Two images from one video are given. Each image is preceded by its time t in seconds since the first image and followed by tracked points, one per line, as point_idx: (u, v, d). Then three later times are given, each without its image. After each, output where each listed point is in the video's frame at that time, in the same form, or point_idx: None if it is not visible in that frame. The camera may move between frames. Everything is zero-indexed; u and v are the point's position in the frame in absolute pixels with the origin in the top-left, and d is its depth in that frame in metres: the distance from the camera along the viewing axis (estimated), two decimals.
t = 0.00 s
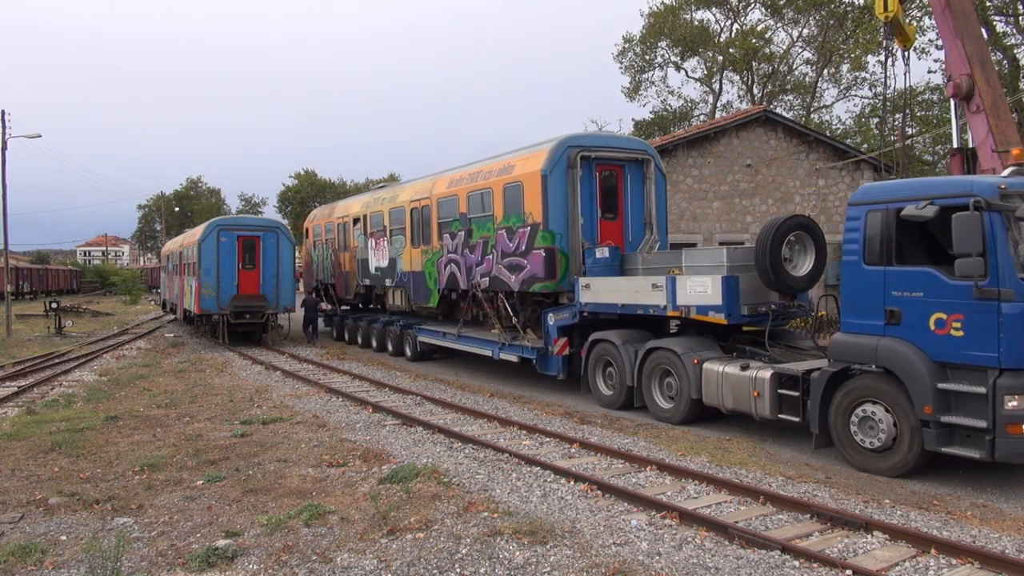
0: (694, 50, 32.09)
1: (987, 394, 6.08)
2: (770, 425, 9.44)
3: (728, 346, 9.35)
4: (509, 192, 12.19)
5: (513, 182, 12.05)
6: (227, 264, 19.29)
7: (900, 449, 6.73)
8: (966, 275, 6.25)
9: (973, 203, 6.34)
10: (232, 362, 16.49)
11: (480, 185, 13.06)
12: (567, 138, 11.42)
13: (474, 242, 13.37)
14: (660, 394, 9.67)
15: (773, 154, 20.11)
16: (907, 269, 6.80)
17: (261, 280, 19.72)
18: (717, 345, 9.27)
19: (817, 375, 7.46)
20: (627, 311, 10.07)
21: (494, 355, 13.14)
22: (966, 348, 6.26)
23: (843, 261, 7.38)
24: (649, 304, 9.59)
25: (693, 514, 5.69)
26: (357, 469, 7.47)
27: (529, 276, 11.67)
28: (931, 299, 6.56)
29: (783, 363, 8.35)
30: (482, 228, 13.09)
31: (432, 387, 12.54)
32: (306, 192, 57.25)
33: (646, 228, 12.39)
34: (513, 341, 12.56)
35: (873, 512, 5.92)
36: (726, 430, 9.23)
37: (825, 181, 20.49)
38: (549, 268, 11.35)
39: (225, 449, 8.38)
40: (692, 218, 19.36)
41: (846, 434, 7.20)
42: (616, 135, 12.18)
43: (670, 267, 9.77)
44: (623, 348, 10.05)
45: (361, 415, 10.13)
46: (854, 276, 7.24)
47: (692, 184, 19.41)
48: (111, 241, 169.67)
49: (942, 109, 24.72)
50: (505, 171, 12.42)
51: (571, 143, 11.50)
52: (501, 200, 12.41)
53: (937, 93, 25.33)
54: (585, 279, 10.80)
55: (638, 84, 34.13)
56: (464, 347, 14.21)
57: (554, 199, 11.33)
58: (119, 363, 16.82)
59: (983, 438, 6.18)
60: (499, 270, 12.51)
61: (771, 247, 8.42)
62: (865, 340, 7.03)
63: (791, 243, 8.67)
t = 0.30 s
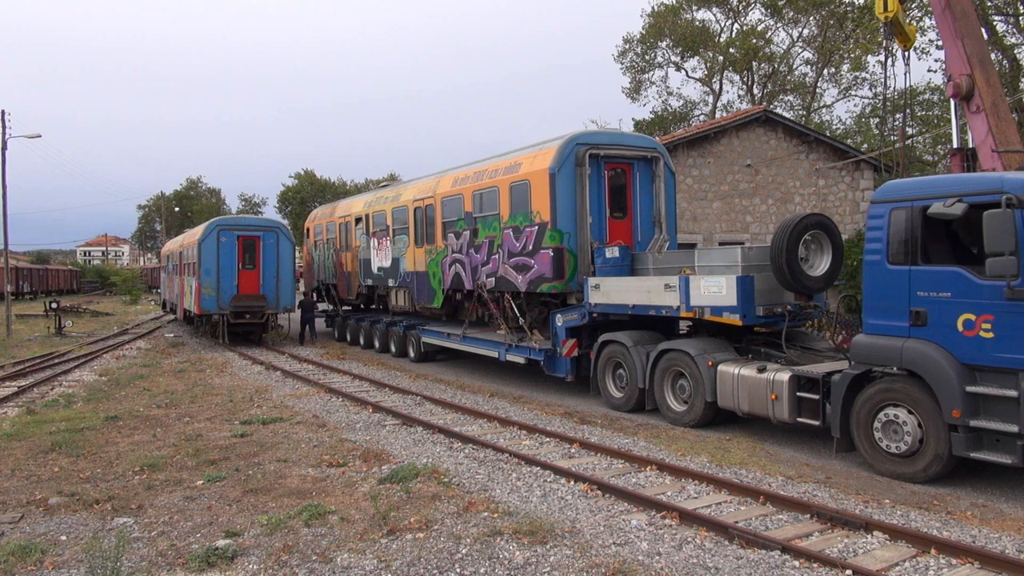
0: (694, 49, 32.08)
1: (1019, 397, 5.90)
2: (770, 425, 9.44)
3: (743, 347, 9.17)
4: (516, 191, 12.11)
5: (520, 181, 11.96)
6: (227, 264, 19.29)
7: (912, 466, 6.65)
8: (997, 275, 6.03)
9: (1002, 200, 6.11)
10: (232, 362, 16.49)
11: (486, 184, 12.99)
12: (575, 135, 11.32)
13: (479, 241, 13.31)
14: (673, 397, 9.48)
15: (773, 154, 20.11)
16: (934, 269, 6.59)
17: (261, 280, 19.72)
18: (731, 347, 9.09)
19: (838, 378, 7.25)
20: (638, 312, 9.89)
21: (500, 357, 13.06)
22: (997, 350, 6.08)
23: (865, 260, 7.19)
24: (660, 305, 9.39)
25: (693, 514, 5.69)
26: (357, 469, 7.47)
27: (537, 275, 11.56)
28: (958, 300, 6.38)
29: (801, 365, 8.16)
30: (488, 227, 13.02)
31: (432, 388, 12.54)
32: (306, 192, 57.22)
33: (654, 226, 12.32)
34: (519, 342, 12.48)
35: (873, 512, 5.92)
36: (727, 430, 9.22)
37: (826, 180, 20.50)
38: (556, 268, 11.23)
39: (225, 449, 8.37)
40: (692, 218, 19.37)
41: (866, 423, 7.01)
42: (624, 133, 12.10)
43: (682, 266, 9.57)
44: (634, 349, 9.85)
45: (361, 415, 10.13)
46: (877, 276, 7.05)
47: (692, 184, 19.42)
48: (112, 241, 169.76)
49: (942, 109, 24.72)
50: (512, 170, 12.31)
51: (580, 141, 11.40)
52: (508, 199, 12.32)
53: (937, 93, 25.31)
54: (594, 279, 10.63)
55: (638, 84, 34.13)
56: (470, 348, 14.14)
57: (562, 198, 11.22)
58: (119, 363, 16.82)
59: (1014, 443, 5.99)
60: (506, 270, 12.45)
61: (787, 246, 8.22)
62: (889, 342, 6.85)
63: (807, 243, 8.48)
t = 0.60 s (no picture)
0: (695, 49, 32.07)
1: None
2: (770, 425, 9.44)
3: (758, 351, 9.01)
4: (523, 190, 12.10)
5: (528, 179, 11.95)
6: (227, 264, 19.30)
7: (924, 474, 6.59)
8: None
9: None
10: (232, 362, 16.50)
11: (493, 183, 12.98)
12: (583, 133, 11.30)
13: (485, 241, 13.30)
14: (686, 399, 9.33)
15: (773, 154, 20.11)
16: (960, 269, 6.46)
17: (261, 280, 19.72)
18: (747, 350, 8.92)
19: (860, 381, 7.09)
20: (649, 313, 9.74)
21: (507, 358, 13.03)
22: None
23: (889, 260, 7.05)
24: (673, 306, 9.28)
25: (692, 514, 5.69)
26: (357, 469, 7.47)
27: (545, 275, 11.50)
28: (988, 300, 6.23)
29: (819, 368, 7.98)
30: (494, 227, 13.01)
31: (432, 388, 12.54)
32: (306, 192, 57.23)
33: (664, 225, 12.26)
34: (527, 343, 12.45)
35: (873, 512, 5.92)
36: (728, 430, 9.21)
37: (825, 180, 20.51)
38: (565, 268, 11.19)
39: (225, 449, 8.38)
40: (692, 219, 19.38)
41: (893, 418, 6.81)
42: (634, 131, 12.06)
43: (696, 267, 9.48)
44: (646, 350, 9.71)
45: (361, 415, 10.13)
46: (901, 276, 6.91)
47: (692, 184, 19.42)
48: (112, 242, 169.87)
49: (942, 110, 24.71)
50: (519, 168, 12.32)
51: (588, 138, 11.38)
52: (515, 197, 12.30)
53: (938, 94, 25.31)
54: (603, 279, 10.52)
55: (638, 84, 34.13)
56: (476, 349, 14.09)
57: (571, 196, 11.20)
58: (119, 363, 16.82)
59: None
60: (513, 270, 12.40)
61: (805, 246, 8.14)
62: (914, 344, 6.69)
63: (825, 243, 8.42)
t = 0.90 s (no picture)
0: (695, 49, 32.07)
1: None
2: (771, 425, 9.44)
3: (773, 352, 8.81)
4: (530, 188, 12.09)
5: (535, 178, 11.93)
6: (227, 264, 19.30)
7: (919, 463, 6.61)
8: None
9: None
10: (232, 362, 16.50)
11: (499, 182, 12.98)
12: (592, 131, 11.29)
13: (491, 241, 13.29)
14: (699, 402, 9.12)
15: (773, 154, 20.11)
16: (990, 269, 6.22)
17: (261, 280, 19.72)
18: (763, 352, 8.73)
19: (884, 383, 6.88)
20: (661, 314, 9.62)
21: (513, 359, 12.97)
22: None
23: (915, 259, 6.83)
24: (686, 307, 9.16)
25: (693, 514, 5.69)
26: (357, 469, 7.47)
27: (554, 275, 11.47)
28: (1019, 301, 5.98)
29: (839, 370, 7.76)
30: (500, 226, 13.01)
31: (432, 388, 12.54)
32: (306, 192, 57.25)
33: (674, 224, 12.24)
34: (534, 344, 12.39)
35: (873, 512, 5.92)
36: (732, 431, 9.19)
37: (826, 180, 20.53)
38: (573, 268, 11.15)
39: (225, 449, 8.38)
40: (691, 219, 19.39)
41: (928, 411, 6.53)
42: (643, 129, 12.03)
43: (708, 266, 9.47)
44: (658, 352, 9.51)
45: (361, 415, 10.12)
46: (928, 275, 6.68)
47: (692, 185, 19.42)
48: (112, 242, 169.97)
49: (942, 110, 24.71)
50: (526, 166, 12.31)
51: (596, 136, 11.36)
52: (522, 196, 12.29)
53: (938, 94, 25.32)
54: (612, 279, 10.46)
55: (638, 84, 34.13)
56: (482, 350, 14.05)
57: (579, 194, 11.18)
58: (119, 363, 16.82)
59: None
60: (520, 270, 12.38)
61: (823, 245, 7.90)
62: (941, 345, 6.48)
63: (842, 243, 8.17)
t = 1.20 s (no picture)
0: (695, 49, 32.06)
1: None
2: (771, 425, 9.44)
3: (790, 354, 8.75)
4: (538, 187, 12.08)
5: (543, 176, 11.92)
6: (227, 264, 19.30)
7: (934, 451, 6.51)
8: None
9: None
10: (232, 362, 16.50)
11: (506, 180, 12.97)
12: (601, 128, 11.28)
13: (497, 240, 13.29)
14: (713, 404, 9.01)
15: (773, 154, 20.11)
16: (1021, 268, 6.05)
17: (261, 280, 19.71)
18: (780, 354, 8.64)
19: (909, 386, 6.71)
20: (674, 315, 9.56)
21: (521, 361, 12.95)
22: None
23: (941, 259, 6.67)
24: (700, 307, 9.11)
25: (693, 514, 5.69)
26: (357, 469, 7.47)
27: (562, 275, 11.45)
28: None
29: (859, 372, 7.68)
30: (506, 225, 13.01)
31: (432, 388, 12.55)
32: (305, 192, 57.26)
33: (684, 223, 12.23)
34: (541, 346, 12.35)
35: (873, 512, 5.91)
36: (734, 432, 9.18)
37: (826, 180, 20.55)
38: (583, 268, 11.10)
39: (225, 449, 8.38)
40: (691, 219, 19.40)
41: (956, 414, 6.33)
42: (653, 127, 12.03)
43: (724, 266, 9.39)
44: (670, 353, 9.42)
45: (362, 415, 10.12)
46: (955, 275, 6.51)
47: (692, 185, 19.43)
48: (112, 242, 169.96)
49: (942, 110, 24.70)
50: (533, 164, 12.30)
51: (606, 133, 11.36)
52: (530, 195, 12.28)
53: (938, 94, 25.32)
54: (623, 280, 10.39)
55: (638, 84, 34.12)
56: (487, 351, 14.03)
57: (588, 192, 11.17)
58: (119, 363, 16.82)
59: None
60: (527, 270, 12.37)
61: (842, 245, 7.84)
62: (969, 348, 6.30)
63: (862, 243, 8.10)
